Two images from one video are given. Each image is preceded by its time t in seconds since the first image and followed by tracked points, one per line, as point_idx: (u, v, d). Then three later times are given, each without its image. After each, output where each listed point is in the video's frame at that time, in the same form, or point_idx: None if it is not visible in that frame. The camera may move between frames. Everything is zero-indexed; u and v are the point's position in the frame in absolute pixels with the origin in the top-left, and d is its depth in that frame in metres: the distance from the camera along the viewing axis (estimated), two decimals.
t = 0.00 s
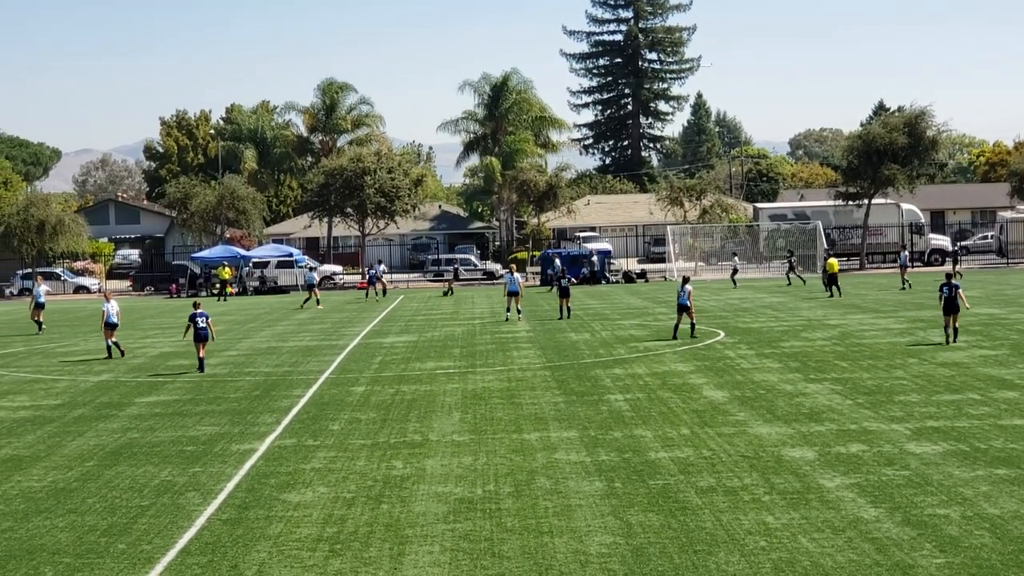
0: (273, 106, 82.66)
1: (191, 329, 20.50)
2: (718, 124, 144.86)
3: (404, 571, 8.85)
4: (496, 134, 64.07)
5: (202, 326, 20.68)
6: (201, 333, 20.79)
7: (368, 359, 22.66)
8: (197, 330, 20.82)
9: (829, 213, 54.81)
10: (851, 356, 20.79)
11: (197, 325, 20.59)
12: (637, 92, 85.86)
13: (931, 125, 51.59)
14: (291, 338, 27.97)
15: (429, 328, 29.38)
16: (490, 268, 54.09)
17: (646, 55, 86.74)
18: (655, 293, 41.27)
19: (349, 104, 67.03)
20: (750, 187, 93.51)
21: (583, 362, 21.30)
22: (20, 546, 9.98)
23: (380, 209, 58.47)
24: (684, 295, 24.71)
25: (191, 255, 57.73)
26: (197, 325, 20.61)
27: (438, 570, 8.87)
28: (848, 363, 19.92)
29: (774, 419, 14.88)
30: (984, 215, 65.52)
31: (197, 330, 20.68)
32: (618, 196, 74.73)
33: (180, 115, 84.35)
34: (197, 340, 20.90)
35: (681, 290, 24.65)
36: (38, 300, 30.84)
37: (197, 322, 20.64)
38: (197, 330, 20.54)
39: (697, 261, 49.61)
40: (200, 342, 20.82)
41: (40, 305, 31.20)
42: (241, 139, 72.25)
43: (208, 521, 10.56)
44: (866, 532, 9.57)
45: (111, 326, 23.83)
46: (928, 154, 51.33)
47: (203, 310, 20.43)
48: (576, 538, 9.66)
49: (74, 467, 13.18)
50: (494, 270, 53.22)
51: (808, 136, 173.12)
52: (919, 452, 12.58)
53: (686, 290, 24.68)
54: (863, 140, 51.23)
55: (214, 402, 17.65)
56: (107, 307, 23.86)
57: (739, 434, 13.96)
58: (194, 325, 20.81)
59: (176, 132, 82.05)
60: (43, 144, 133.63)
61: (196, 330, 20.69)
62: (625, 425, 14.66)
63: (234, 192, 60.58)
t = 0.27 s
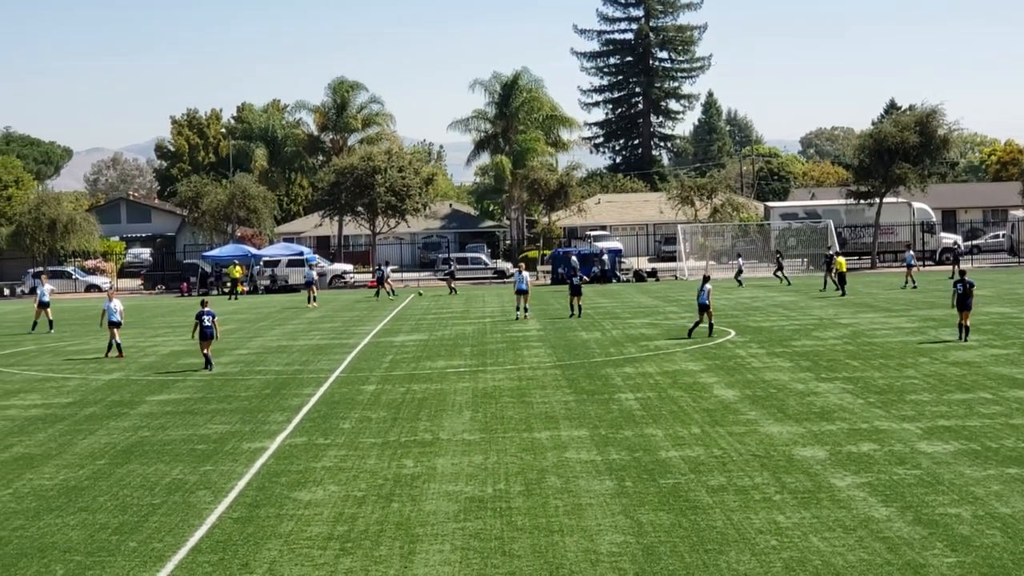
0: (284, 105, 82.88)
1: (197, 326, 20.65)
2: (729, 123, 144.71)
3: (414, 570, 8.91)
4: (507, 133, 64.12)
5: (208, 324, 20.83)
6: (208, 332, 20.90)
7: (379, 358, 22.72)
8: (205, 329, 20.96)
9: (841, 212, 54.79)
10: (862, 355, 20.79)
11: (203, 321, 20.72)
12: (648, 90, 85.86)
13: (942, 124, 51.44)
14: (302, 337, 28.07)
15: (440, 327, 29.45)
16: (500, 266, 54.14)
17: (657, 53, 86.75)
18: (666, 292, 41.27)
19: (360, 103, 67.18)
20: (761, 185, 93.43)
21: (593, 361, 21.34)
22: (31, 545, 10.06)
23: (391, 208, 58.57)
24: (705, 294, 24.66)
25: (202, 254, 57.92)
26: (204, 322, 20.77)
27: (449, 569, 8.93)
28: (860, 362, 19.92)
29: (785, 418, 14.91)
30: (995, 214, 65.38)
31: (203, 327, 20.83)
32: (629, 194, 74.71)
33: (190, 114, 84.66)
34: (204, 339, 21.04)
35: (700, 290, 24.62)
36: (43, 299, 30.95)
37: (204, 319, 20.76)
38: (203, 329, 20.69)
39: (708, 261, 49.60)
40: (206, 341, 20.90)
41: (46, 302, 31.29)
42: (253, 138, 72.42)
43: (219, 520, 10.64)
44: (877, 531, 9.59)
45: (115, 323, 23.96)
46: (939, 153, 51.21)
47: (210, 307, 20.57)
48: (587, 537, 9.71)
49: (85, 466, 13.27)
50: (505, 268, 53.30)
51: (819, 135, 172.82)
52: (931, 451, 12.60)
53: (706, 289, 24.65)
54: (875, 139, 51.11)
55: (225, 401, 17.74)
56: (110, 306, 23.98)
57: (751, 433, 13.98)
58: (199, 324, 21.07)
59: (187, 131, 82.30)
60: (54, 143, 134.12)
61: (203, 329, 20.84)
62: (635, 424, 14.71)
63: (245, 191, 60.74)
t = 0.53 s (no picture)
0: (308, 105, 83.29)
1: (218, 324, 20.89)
2: (754, 122, 144.21)
3: (439, 569, 9.03)
4: (531, 133, 64.20)
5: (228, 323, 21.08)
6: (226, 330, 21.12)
7: (403, 357, 22.89)
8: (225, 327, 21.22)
9: (867, 211, 54.61)
10: (888, 355, 20.78)
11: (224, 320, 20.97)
12: (673, 90, 85.77)
13: (969, 123, 51.12)
14: (326, 336, 28.31)
15: (464, 327, 29.60)
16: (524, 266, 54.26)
17: (682, 52, 86.63)
18: (690, 292, 41.26)
19: (384, 103, 67.46)
20: (786, 184, 93.13)
21: (618, 360, 21.40)
22: (57, 543, 10.23)
23: (415, 207, 58.82)
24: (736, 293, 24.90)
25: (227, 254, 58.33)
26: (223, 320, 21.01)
27: (474, 568, 9.06)
28: (885, 362, 19.91)
29: (810, 418, 14.96)
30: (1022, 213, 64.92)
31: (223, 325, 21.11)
32: (653, 193, 74.69)
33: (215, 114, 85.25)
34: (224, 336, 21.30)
35: (733, 288, 24.74)
36: (61, 297, 31.35)
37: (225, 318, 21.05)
38: (223, 326, 20.96)
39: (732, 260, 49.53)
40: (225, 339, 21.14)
41: (63, 302, 31.64)
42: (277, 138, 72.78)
43: (244, 518, 10.81)
44: (902, 531, 9.66)
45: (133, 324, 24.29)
46: (966, 152, 50.93)
47: (230, 306, 20.89)
48: (612, 537, 9.81)
49: (111, 464, 13.48)
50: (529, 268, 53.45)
51: (845, 133, 171.94)
52: (957, 451, 12.63)
53: (738, 288, 24.79)
54: (900, 138, 50.85)
55: (250, 400, 17.95)
56: (129, 305, 24.32)
57: (775, 433, 14.04)
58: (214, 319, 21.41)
59: (212, 130, 82.90)
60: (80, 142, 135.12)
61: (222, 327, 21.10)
62: (659, 424, 14.81)
63: (269, 190, 61.12)
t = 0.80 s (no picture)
0: (331, 104, 83.70)
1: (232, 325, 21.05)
2: (777, 121, 143.76)
3: (462, 568, 9.17)
4: (554, 131, 64.23)
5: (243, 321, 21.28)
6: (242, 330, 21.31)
7: (426, 356, 23.07)
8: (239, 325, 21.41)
9: (890, 210, 54.44)
10: (912, 355, 20.79)
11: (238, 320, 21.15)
12: (696, 89, 85.67)
13: (993, 122, 50.76)
14: (349, 335, 28.55)
15: (486, 326, 29.77)
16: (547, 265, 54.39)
17: (705, 51, 86.49)
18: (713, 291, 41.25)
19: (406, 102, 67.67)
20: (809, 184, 92.84)
21: (640, 360, 21.50)
22: (81, 540, 10.40)
23: (438, 206, 59.06)
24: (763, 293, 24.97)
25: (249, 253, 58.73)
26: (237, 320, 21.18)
27: (496, 567, 9.19)
28: (909, 361, 19.92)
29: (834, 417, 15.03)
30: None
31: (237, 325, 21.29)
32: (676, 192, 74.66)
33: (238, 113, 85.84)
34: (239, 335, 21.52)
35: (759, 287, 24.85)
36: (80, 296, 31.78)
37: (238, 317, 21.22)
38: (237, 326, 21.17)
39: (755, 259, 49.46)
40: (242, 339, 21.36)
41: (83, 301, 32.08)
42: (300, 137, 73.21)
43: (267, 517, 10.98)
44: (926, 531, 9.75)
45: (149, 322, 24.63)
46: (990, 151, 50.64)
47: (243, 305, 21.07)
48: (635, 536, 9.94)
49: (135, 463, 13.68)
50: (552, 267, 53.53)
51: (869, 132, 171.15)
52: (981, 451, 12.69)
53: (764, 286, 24.88)
54: (924, 137, 50.51)
55: (272, 399, 18.15)
56: (144, 304, 24.65)
57: (799, 433, 14.12)
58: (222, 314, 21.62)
59: (235, 130, 83.47)
60: (103, 141, 136.26)
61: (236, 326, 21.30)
62: (682, 423, 14.92)
63: (292, 190, 61.49)
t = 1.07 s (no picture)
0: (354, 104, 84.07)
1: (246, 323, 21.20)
2: (802, 120, 143.28)
3: (485, 566, 9.28)
4: (578, 130, 64.37)
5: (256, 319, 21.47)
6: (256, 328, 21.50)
7: (449, 355, 23.27)
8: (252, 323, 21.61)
9: (915, 210, 54.31)
10: (936, 355, 20.76)
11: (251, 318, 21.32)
12: (720, 88, 85.51)
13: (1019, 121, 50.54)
14: (373, 334, 28.76)
15: (509, 325, 29.93)
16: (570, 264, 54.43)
17: (729, 50, 86.33)
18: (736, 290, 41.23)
19: (430, 101, 67.89)
20: (834, 183, 92.54)
21: (663, 360, 21.56)
22: (106, 539, 10.54)
23: (461, 205, 59.25)
24: (793, 291, 24.87)
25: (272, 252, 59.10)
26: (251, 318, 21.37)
27: (519, 566, 9.30)
28: (935, 361, 19.91)
29: (858, 417, 15.08)
30: None
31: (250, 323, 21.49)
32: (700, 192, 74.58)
33: (262, 112, 86.36)
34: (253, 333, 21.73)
35: (787, 287, 24.79)
36: (97, 297, 32.04)
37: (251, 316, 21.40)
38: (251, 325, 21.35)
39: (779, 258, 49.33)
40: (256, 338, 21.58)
41: (100, 302, 32.32)
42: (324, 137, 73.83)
43: (290, 515, 11.12)
44: (951, 531, 9.81)
45: (165, 320, 24.92)
46: (1016, 150, 50.36)
47: (255, 304, 21.24)
48: (657, 536, 10.04)
49: (159, 462, 13.86)
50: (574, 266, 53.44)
51: (895, 131, 170.18)
52: (1005, 451, 12.71)
53: (793, 287, 24.81)
54: (949, 136, 50.38)
55: (295, 398, 18.34)
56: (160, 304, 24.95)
57: (823, 433, 14.16)
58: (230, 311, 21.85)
59: (259, 129, 83.99)
60: (128, 140, 137.26)
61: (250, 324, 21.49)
62: (706, 423, 15.00)
63: (316, 189, 61.85)
